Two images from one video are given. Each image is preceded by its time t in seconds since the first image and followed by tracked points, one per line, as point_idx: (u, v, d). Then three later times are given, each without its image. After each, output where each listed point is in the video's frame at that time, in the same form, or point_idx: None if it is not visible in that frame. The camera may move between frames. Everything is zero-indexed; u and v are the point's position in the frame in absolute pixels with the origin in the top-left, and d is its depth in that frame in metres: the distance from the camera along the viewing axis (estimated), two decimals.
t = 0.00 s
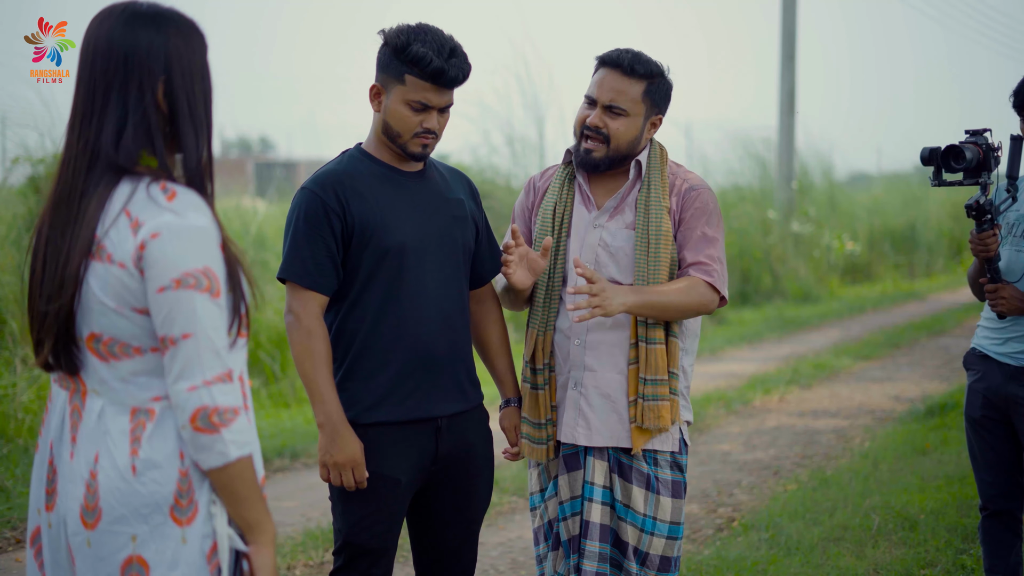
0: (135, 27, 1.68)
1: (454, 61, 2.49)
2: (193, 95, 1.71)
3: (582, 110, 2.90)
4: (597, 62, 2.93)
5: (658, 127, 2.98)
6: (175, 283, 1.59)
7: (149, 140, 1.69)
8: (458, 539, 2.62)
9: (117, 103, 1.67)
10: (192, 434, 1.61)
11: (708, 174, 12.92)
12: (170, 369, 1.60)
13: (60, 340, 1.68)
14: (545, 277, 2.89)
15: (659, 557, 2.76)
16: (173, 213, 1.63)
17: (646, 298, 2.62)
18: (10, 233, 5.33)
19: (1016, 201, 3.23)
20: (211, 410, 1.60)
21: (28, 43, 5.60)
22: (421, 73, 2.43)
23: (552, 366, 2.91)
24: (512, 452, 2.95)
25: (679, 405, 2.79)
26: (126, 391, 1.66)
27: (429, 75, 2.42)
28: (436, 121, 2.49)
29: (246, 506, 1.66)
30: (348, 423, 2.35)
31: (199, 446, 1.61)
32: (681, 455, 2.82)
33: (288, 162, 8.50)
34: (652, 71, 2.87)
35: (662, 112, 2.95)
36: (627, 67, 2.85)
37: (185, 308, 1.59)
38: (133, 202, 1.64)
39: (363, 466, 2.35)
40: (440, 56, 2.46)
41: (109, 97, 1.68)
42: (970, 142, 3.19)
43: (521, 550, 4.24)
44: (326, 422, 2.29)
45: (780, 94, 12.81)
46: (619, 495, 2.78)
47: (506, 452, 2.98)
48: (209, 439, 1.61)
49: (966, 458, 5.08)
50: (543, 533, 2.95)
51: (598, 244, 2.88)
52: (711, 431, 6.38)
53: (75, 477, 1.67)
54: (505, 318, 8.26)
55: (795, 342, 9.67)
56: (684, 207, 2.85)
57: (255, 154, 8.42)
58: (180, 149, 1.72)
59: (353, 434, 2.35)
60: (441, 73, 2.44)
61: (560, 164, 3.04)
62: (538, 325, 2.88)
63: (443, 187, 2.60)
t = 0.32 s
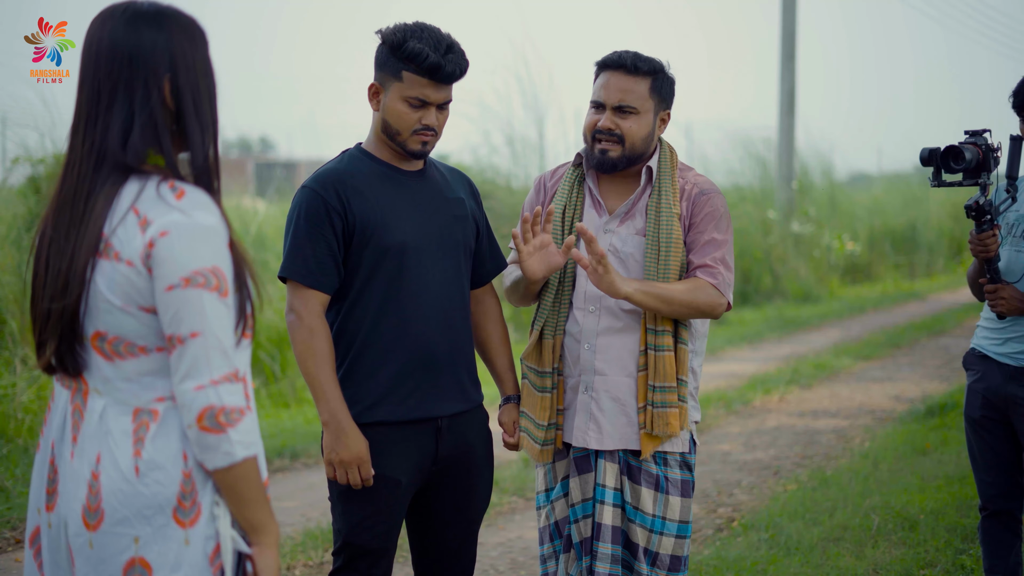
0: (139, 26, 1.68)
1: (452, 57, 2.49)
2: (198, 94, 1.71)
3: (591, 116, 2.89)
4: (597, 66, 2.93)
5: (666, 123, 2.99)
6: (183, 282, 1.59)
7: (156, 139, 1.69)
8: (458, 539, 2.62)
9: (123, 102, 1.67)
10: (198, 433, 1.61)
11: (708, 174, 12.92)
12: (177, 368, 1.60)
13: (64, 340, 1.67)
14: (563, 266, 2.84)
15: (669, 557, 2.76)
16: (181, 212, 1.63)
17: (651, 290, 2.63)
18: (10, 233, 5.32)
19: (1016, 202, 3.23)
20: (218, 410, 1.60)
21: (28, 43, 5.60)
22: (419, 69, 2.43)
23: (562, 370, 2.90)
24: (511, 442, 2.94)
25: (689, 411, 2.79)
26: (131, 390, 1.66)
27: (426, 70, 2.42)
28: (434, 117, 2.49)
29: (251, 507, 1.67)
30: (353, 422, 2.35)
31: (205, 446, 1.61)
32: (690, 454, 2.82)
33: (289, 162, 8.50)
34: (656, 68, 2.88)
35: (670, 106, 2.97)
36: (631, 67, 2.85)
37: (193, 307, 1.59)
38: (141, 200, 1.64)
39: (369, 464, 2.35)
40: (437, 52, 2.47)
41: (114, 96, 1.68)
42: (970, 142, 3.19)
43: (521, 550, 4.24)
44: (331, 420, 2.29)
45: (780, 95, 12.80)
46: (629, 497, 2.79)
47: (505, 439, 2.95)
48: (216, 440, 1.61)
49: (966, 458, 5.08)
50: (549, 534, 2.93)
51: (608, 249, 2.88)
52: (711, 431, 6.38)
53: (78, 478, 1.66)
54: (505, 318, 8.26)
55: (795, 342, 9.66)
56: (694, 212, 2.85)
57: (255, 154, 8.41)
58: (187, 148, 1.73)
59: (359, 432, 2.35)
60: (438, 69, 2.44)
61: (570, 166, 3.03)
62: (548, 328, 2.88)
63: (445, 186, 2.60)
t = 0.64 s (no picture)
0: (144, 26, 1.68)
1: (426, 41, 2.48)
2: (203, 94, 1.72)
3: (596, 108, 2.90)
4: (598, 62, 2.97)
5: (673, 113, 3.00)
6: (190, 283, 1.59)
7: (162, 139, 1.69)
8: (458, 540, 2.62)
9: (128, 101, 1.67)
10: (202, 434, 1.60)
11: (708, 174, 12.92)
12: (182, 369, 1.60)
13: (67, 339, 1.67)
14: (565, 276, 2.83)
15: (680, 557, 2.75)
16: (188, 213, 1.63)
17: (662, 296, 2.64)
18: (10, 233, 5.31)
19: (1016, 202, 3.23)
20: (223, 411, 1.60)
21: (28, 43, 5.60)
22: (394, 57, 2.45)
23: (571, 369, 2.91)
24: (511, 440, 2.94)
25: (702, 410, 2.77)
26: (136, 391, 1.66)
27: (397, 56, 2.45)
28: (416, 104, 2.47)
29: (254, 509, 1.67)
30: (347, 422, 2.35)
31: (209, 447, 1.61)
32: (700, 455, 2.82)
33: (289, 162, 8.48)
34: (655, 58, 2.92)
35: (674, 95, 2.98)
36: (630, 57, 2.90)
37: (200, 309, 1.59)
38: (148, 200, 1.64)
39: (360, 465, 2.34)
40: (410, 37, 2.48)
41: (120, 95, 1.67)
42: (971, 142, 3.19)
43: (521, 550, 4.24)
44: (324, 419, 2.29)
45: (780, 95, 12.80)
46: (639, 497, 2.79)
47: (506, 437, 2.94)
48: (220, 441, 1.61)
49: (966, 458, 5.08)
50: (557, 533, 2.93)
51: (619, 248, 2.88)
52: (711, 431, 6.38)
53: (80, 478, 1.66)
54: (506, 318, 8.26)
55: (795, 342, 9.66)
56: (703, 210, 2.85)
57: (255, 154, 8.42)
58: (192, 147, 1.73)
59: (352, 432, 2.34)
60: (411, 52, 2.44)
61: (580, 164, 3.03)
62: (559, 329, 2.88)
63: (446, 186, 2.60)
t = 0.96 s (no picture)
0: (145, 25, 1.69)
1: (416, 35, 2.49)
2: (204, 94, 1.72)
3: (587, 110, 2.91)
4: (586, 64, 2.98)
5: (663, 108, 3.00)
6: (192, 281, 1.59)
7: (163, 139, 1.69)
8: (457, 540, 2.62)
9: (130, 101, 1.67)
10: (203, 433, 1.61)
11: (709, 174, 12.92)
12: (183, 367, 1.60)
13: (67, 340, 1.68)
14: (561, 279, 2.82)
15: (674, 557, 2.76)
16: (189, 212, 1.63)
17: (658, 292, 2.64)
18: (10, 233, 5.31)
19: (1016, 202, 3.23)
20: (224, 409, 1.60)
21: (28, 43, 5.60)
22: (384, 53, 2.46)
23: (568, 367, 2.91)
24: (510, 432, 2.92)
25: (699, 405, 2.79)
26: (135, 390, 1.67)
27: (387, 52, 2.46)
28: (411, 99, 2.47)
29: (253, 507, 1.67)
30: (346, 425, 2.35)
31: (210, 445, 1.61)
32: (695, 454, 2.82)
33: (289, 162, 8.47)
34: (641, 55, 2.92)
35: (663, 91, 2.98)
36: (615, 57, 2.90)
37: (201, 307, 1.59)
38: (149, 200, 1.64)
39: (360, 467, 2.35)
40: (399, 33, 2.49)
41: (121, 95, 1.67)
42: (971, 143, 3.19)
43: (521, 550, 4.24)
44: (323, 422, 2.29)
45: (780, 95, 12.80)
46: (638, 496, 2.79)
47: (506, 429, 2.93)
48: (221, 440, 1.61)
49: (966, 458, 5.08)
50: (555, 534, 2.93)
51: (614, 242, 2.88)
52: (711, 431, 6.38)
53: (80, 477, 1.67)
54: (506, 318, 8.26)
55: (795, 342, 9.66)
56: (698, 205, 2.85)
57: (255, 154, 8.42)
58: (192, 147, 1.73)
59: (351, 435, 2.35)
60: (401, 47, 2.45)
61: (573, 164, 3.04)
62: (556, 326, 2.88)
63: (446, 187, 2.61)
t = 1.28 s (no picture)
0: (143, 25, 1.69)
1: (414, 32, 2.49)
2: (201, 93, 1.72)
3: (564, 116, 2.92)
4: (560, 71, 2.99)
5: (644, 104, 2.98)
6: (188, 280, 1.58)
7: (159, 139, 1.69)
8: (457, 540, 2.61)
9: (127, 101, 1.67)
10: (199, 431, 1.60)
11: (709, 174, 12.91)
12: (179, 366, 1.60)
13: (64, 338, 1.68)
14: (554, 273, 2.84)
15: (663, 556, 2.75)
16: (186, 211, 1.63)
17: (649, 282, 2.64)
18: (10, 233, 5.31)
19: (1017, 202, 3.23)
20: (220, 408, 1.60)
21: (28, 43, 5.60)
22: (383, 52, 2.46)
23: (558, 366, 2.90)
24: (511, 437, 2.91)
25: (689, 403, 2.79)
26: (132, 389, 1.67)
27: (385, 51, 2.46)
28: (410, 97, 2.47)
29: (250, 506, 1.67)
30: (352, 424, 2.35)
31: (206, 443, 1.61)
32: (685, 454, 2.82)
33: (289, 162, 8.45)
34: (613, 55, 2.92)
35: (642, 88, 2.96)
36: (586, 61, 2.92)
37: (197, 306, 1.59)
38: (146, 199, 1.64)
39: (368, 466, 2.35)
40: (398, 31, 2.49)
41: (118, 95, 1.67)
42: (971, 143, 3.19)
43: (521, 550, 4.24)
44: (330, 423, 2.29)
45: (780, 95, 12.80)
46: (627, 495, 2.78)
47: (506, 435, 2.92)
48: (217, 438, 1.61)
49: (966, 458, 5.08)
50: (550, 533, 2.94)
51: (604, 242, 2.88)
52: (711, 431, 6.38)
53: (77, 475, 1.67)
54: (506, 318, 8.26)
55: (796, 342, 9.66)
56: (688, 203, 2.85)
57: (255, 154, 8.42)
58: (189, 147, 1.73)
59: (358, 434, 2.35)
60: (400, 46, 2.45)
61: (560, 166, 3.05)
62: (546, 325, 2.89)
63: (445, 186, 2.61)
